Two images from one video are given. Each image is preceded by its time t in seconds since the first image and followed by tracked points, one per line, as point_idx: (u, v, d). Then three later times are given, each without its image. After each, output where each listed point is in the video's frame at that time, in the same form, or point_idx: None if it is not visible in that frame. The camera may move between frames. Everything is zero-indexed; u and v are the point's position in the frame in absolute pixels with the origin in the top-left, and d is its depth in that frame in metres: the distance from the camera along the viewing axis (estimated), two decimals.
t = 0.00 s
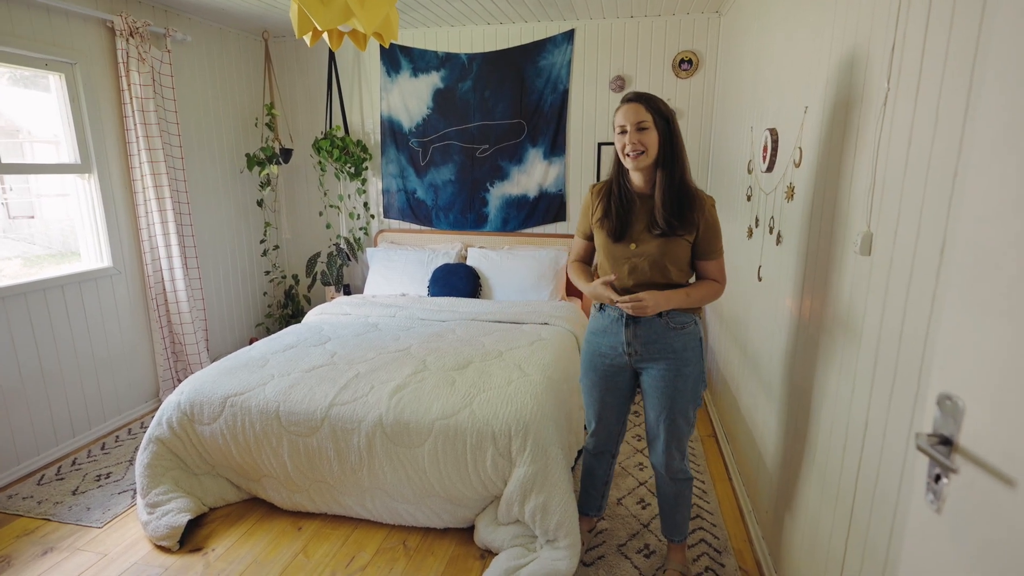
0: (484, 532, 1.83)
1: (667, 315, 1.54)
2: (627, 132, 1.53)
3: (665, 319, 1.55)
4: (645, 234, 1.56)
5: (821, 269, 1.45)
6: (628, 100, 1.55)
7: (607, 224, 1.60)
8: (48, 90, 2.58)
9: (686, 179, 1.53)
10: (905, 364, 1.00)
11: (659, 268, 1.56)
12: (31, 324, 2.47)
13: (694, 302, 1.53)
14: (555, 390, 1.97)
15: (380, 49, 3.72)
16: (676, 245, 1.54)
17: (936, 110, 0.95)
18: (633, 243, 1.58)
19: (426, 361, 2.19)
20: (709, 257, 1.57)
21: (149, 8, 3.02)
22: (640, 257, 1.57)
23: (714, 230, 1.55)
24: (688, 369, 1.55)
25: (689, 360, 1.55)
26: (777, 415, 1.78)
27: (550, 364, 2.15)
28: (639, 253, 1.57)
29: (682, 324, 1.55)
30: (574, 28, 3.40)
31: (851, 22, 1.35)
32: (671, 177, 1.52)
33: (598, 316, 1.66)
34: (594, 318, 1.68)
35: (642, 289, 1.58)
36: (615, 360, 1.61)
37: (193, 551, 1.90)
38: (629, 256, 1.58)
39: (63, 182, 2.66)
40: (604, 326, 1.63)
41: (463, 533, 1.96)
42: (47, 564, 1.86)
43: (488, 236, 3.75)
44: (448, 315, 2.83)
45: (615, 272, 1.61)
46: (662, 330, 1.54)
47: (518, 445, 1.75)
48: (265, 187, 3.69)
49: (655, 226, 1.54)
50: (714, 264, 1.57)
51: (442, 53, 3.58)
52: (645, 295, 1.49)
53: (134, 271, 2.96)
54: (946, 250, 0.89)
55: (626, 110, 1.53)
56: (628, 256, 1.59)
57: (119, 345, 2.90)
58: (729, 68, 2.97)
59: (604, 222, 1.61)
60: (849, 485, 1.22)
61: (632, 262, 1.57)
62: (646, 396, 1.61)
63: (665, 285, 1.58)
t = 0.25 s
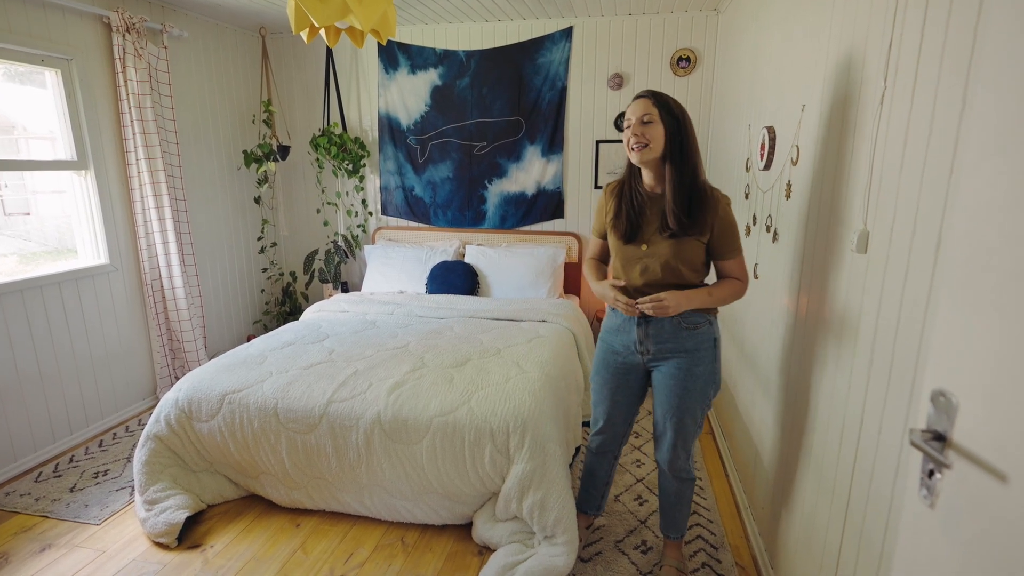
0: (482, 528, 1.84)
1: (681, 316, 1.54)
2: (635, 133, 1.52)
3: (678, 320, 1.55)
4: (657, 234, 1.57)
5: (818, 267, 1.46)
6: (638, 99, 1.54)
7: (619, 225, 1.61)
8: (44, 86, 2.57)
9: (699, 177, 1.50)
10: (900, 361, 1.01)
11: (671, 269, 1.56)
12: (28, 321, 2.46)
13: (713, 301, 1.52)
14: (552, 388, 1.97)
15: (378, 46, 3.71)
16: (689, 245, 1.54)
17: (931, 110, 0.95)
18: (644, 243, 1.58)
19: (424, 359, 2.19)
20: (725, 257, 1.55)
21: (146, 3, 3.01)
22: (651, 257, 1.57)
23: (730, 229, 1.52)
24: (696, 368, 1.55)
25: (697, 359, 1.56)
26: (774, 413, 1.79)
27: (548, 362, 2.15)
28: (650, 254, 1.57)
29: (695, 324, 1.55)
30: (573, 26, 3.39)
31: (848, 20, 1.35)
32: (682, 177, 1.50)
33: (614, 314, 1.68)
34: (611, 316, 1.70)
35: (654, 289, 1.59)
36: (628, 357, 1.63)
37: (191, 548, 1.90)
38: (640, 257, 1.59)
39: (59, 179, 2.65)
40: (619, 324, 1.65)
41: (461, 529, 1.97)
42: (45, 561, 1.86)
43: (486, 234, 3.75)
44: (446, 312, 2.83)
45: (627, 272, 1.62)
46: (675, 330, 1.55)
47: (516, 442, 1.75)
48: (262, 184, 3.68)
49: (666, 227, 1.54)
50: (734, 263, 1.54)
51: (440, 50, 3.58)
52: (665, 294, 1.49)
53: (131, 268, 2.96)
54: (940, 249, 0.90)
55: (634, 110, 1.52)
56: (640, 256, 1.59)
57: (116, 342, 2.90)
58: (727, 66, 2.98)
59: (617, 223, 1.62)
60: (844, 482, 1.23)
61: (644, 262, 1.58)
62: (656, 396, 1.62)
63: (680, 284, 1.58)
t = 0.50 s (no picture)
0: (480, 525, 1.85)
1: (690, 320, 1.54)
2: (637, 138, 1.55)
3: (689, 323, 1.55)
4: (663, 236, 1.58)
5: (814, 266, 1.47)
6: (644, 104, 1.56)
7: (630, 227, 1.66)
8: (43, 83, 2.56)
9: (702, 178, 1.48)
10: (895, 359, 1.02)
11: (676, 271, 1.56)
12: (26, 318, 2.46)
13: (711, 307, 1.49)
14: (551, 386, 1.98)
15: (377, 44, 3.71)
16: (693, 248, 1.53)
17: (927, 109, 0.96)
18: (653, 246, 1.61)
19: (423, 356, 2.20)
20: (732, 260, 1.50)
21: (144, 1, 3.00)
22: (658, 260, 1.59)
23: (736, 232, 1.47)
24: (698, 369, 1.55)
25: (699, 359, 1.55)
26: (771, 410, 1.80)
27: (547, 360, 2.16)
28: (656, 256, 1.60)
29: (706, 328, 1.54)
30: (572, 24, 3.40)
31: (846, 20, 1.36)
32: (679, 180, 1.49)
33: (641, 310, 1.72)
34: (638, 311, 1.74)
35: (662, 291, 1.61)
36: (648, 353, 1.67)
37: (190, 545, 1.91)
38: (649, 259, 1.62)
39: (57, 176, 2.65)
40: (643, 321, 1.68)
41: (460, 526, 1.98)
42: (44, 558, 1.86)
43: (485, 232, 3.75)
44: (445, 310, 2.84)
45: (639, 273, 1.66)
46: (686, 333, 1.55)
47: (515, 439, 1.76)
48: (261, 182, 3.68)
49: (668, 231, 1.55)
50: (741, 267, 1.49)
51: (439, 48, 3.57)
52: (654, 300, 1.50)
53: (130, 265, 2.96)
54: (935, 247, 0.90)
55: (638, 116, 1.54)
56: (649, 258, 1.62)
57: (114, 340, 2.90)
58: (726, 65, 2.98)
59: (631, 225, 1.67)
60: (840, 478, 1.23)
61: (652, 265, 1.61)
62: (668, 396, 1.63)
63: (691, 287, 1.57)
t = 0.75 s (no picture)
0: (479, 523, 1.85)
1: (686, 318, 1.56)
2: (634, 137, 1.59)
3: (685, 322, 1.56)
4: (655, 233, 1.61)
5: (811, 265, 1.47)
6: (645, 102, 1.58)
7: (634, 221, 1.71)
8: (41, 82, 2.56)
9: (683, 177, 1.48)
10: (891, 357, 1.02)
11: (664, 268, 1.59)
12: (25, 317, 2.46)
13: (687, 304, 1.49)
14: (550, 385, 1.99)
15: (376, 43, 3.71)
16: (678, 246, 1.55)
17: (922, 109, 0.97)
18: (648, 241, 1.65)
19: (421, 355, 2.20)
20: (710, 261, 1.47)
21: None
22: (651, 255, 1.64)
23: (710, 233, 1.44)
24: (698, 368, 1.56)
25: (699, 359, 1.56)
26: (768, 408, 1.81)
27: (546, 359, 2.16)
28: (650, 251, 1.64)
29: (703, 328, 1.55)
30: (571, 23, 3.40)
31: (843, 20, 1.36)
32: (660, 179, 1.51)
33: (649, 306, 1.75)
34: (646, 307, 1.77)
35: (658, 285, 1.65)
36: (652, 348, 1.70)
37: (190, 543, 1.91)
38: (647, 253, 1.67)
39: (55, 175, 2.65)
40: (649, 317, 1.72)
41: (458, 524, 1.98)
42: (44, 556, 1.86)
43: (484, 231, 3.76)
44: (444, 309, 2.84)
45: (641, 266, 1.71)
46: (683, 330, 1.57)
47: (513, 438, 1.77)
48: (259, 180, 3.68)
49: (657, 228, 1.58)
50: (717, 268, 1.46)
51: (438, 47, 3.58)
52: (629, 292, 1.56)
53: (129, 264, 2.96)
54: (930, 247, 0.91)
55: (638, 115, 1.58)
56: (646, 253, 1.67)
57: (113, 338, 2.90)
58: (724, 64, 2.98)
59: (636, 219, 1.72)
60: (836, 476, 1.24)
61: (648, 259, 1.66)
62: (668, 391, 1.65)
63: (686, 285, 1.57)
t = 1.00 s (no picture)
0: (478, 522, 1.86)
1: (664, 308, 1.58)
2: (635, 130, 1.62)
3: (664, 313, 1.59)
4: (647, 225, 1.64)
5: (808, 263, 1.48)
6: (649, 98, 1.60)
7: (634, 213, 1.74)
8: (39, 82, 2.56)
9: (668, 172, 1.50)
10: (888, 355, 1.03)
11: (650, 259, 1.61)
12: (24, 316, 2.46)
13: (656, 292, 1.53)
14: (549, 384, 1.99)
15: (374, 42, 3.71)
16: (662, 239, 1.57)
17: (919, 108, 0.97)
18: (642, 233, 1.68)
19: (420, 354, 2.20)
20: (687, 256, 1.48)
21: None
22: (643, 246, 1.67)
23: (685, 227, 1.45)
24: (679, 364, 1.57)
25: (682, 355, 1.56)
26: (765, 406, 1.81)
27: (544, 357, 2.17)
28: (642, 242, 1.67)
29: (680, 321, 1.56)
30: (569, 22, 3.40)
31: (840, 18, 1.37)
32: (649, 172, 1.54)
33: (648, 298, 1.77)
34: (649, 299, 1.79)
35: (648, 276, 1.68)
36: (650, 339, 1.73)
37: (189, 542, 1.91)
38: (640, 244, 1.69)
39: (53, 175, 2.64)
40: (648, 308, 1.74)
41: (457, 523, 1.99)
42: (43, 556, 1.86)
43: (482, 230, 3.77)
44: (443, 308, 2.85)
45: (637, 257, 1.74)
46: (662, 322, 1.60)
47: (512, 436, 1.77)
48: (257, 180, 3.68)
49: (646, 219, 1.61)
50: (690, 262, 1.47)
51: (436, 46, 3.57)
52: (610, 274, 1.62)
53: (127, 264, 2.96)
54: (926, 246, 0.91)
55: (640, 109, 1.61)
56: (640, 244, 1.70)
57: (112, 338, 2.90)
58: (722, 63, 2.99)
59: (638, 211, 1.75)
60: (833, 473, 1.25)
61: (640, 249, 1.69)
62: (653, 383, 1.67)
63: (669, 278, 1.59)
